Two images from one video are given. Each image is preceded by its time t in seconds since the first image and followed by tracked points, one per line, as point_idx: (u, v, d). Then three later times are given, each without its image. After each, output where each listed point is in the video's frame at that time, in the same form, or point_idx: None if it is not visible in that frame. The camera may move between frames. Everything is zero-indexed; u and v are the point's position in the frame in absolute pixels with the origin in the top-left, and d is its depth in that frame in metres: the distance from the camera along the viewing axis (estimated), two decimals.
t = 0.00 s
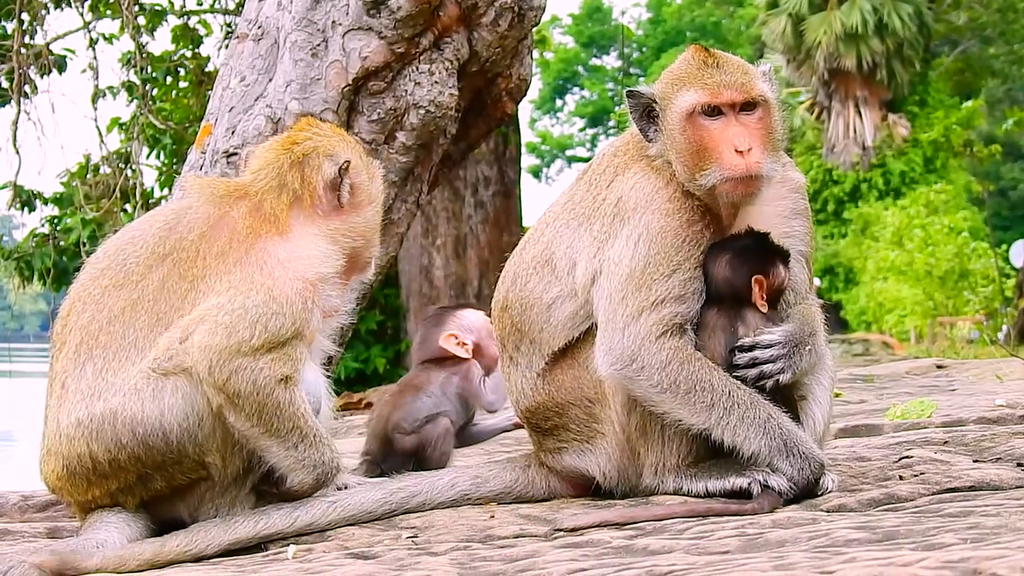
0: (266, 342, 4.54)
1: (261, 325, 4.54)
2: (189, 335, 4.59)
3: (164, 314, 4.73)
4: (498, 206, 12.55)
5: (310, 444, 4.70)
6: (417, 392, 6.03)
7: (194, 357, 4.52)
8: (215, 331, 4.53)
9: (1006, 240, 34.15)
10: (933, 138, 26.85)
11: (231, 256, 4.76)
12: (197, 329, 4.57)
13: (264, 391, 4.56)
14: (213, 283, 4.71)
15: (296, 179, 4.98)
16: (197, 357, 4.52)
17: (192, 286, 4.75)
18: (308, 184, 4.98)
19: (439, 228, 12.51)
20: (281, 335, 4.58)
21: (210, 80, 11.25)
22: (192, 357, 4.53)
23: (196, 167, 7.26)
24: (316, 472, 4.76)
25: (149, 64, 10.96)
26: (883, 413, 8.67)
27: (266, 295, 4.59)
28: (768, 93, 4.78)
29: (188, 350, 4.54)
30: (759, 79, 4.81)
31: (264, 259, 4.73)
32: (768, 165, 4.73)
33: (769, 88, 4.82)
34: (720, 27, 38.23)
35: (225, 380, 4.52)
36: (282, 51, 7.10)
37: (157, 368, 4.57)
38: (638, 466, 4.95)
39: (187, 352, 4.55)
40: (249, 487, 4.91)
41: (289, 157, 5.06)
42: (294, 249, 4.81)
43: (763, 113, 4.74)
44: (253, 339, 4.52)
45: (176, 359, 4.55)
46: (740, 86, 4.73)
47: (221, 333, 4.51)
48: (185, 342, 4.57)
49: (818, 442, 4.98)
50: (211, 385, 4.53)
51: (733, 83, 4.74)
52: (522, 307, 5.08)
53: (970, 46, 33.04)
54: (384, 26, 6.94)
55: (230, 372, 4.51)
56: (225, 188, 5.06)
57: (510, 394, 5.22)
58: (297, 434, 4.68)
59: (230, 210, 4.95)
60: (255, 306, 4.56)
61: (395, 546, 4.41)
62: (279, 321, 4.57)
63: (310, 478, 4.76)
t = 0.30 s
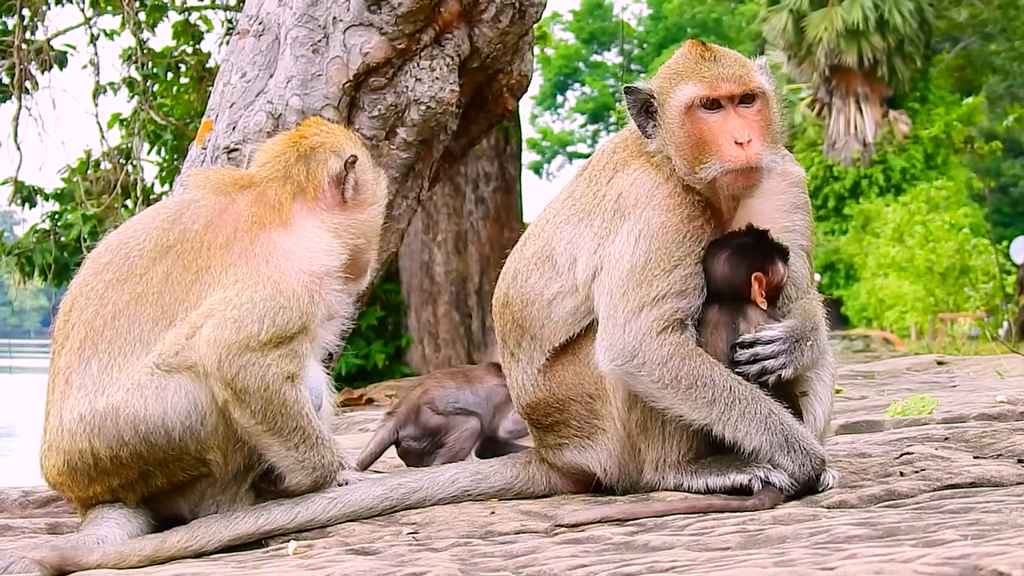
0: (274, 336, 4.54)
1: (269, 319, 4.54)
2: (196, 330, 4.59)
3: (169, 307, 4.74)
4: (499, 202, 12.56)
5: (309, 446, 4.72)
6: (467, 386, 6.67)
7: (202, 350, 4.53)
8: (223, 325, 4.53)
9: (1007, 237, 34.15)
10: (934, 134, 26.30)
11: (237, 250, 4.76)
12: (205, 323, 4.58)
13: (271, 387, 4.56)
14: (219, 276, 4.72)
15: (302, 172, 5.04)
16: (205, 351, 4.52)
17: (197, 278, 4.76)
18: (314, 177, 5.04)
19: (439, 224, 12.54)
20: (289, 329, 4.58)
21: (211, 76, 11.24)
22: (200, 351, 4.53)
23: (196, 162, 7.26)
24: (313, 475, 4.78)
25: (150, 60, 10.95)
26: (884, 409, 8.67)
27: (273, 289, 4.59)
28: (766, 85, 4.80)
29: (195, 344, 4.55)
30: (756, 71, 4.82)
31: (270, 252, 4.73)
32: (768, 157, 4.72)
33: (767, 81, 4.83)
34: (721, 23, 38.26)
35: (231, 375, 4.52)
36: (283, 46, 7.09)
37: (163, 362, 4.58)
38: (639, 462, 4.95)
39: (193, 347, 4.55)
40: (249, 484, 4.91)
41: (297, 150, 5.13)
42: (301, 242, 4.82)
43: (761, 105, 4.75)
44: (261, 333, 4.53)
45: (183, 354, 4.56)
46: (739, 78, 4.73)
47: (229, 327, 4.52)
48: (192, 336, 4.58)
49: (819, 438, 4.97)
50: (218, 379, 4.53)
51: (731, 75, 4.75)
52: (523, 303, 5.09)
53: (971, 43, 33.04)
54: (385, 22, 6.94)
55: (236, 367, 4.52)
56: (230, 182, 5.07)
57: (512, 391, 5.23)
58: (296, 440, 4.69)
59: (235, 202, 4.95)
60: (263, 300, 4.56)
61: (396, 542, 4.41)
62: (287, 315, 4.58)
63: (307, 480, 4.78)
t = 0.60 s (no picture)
0: (271, 335, 4.54)
1: (267, 318, 4.55)
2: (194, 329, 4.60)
3: (168, 303, 4.75)
4: (499, 199, 12.56)
5: (307, 447, 4.74)
6: (486, 389, 6.38)
7: (201, 350, 4.53)
8: (221, 324, 4.53)
9: (1007, 234, 34.16)
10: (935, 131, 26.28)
11: (236, 248, 4.76)
12: (203, 323, 4.58)
13: (270, 386, 4.57)
14: (217, 274, 4.71)
15: (303, 172, 5.05)
16: (203, 351, 4.52)
17: (195, 274, 4.76)
18: (314, 177, 5.05)
19: (440, 221, 12.53)
20: (287, 328, 4.58)
21: (211, 73, 11.24)
22: (198, 350, 4.53)
23: (196, 160, 7.25)
24: (310, 476, 4.80)
25: (151, 57, 10.95)
26: (884, 406, 8.68)
27: (271, 288, 4.59)
28: (757, 80, 4.80)
29: (193, 343, 4.56)
30: (748, 67, 4.83)
31: (269, 250, 4.73)
32: (760, 151, 4.72)
33: (758, 76, 4.84)
34: (722, 21, 38.23)
35: (230, 375, 4.52)
36: (284, 43, 7.08)
37: (162, 361, 4.58)
38: (639, 459, 4.95)
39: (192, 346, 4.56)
40: (249, 482, 4.91)
41: (300, 148, 5.13)
42: (299, 240, 4.82)
43: (753, 100, 4.75)
44: (259, 332, 4.53)
45: (181, 352, 4.56)
46: (729, 74, 4.75)
47: (227, 327, 4.52)
48: (190, 335, 4.58)
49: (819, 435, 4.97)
50: (216, 379, 4.53)
51: (722, 71, 4.75)
52: (523, 302, 5.09)
53: (971, 40, 33.03)
54: (386, 19, 6.96)
55: (235, 367, 4.52)
56: (230, 179, 5.07)
57: (511, 389, 5.24)
58: (293, 441, 4.71)
59: (233, 200, 4.95)
60: (262, 300, 4.56)
61: (397, 539, 4.41)
62: (285, 314, 4.58)
63: (304, 481, 4.80)
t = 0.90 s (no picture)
0: (270, 334, 4.54)
1: (266, 317, 4.54)
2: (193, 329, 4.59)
3: (167, 300, 4.75)
4: (499, 197, 12.54)
5: (304, 448, 4.74)
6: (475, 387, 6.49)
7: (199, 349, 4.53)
8: (221, 324, 4.53)
9: (1007, 233, 34.14)
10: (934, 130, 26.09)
11: (235, 246, 4.76)
12: (202, 323, 4.58)
13: (269, 386, 4.57)
14: (217, 273, 4.71)
15: (304, 172, 5.05)
16: (203, 350, 4.52)
17: (194, 272, 4.76)
18: (315, 177, 5.04)
19: (439, 219, 12.52)
20: (286, 328, 4.58)
21: (211, 71, 11.23)
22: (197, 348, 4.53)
23: (196, 158, 7.24)
24: (308, 476, 4.80)
25: (150, 56, 10.94)
26: (884, 405, 8.67)
27: (270, 288, 4.59)
28: (770, 91, 4.82)
29: (192, 342, 4.55)
30: (761, 76, 4.84)
31: (268, 250, 4.73)
32: (769, 163, 4.74)
33: (770, 86, 4.85)
34: (721, 19, 38.21)
35: (229, 375, 4.52)
36: (283, 42, 7.08)
37: (161, 359, 4.58)
38: (638, 458, 4.95)
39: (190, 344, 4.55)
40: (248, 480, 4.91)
41: (301, 149, 5.12)
42: (299, 240, 4.82)
43: (765, 109, 4.76)
44: (257, 332, 4.52)
45: (180, 350, 4.56)
46: (745, 83, 4.75)
47: (226, 327, 4.52)
48: (189, 334, 4.58)
49: (818, 433, 4.98)
50: (215, 378, 4.53)
51: (737, 78, 4.76)
52: (522, 301, 5.08)
53: (971, 38, 33.02)
54: (385, 17, 6.95)
55: (234, 367, 4.52)
56: (231, 178, 5.06)
57: (510, 388, 5.23)
58: (291, 442, 4.72)
59: (232, 198, 4.96)
60: (260, 300, 4.56)
61: (396, 538, 4.41)
62: (284, 314, 4.57)
63: (302, 481, 4.81)
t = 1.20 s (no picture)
0: (270, 333, 4.55)
1: (265, 317, 4.55)
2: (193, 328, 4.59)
3: (165, 300, 4.74)
4: (498, 196, 12.50)
5: (304, 448, 4.74)
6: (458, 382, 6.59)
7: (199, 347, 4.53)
8: (220, 324, 4.53)
9: (1007, 232, 34.15)
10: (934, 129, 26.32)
11: (235, 245, 4.76)
12: (201, 322, 4.57)
13: (269, 385, 4.57)
14: (216, 273, 4.71)
15: (303, 172, 5.05)
16: (202, 349, 4.52)
17: (192, 272, 4.76)
18: (314, 177, 5.04)
19: (439, 219, 12.51)
20: (285, 328, 4.58)
21: (210, 71, 11.23)
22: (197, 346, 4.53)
23: (196, 157, 7.23)
24: (307, 476, 4.79)
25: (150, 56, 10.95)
26: (883, 404, 8.68)
27: (269, 288, 4.59)
28: (778, 103, 4.81)
29: (192, 341, 4.56)
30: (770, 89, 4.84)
31: (267, 249, 4.74)
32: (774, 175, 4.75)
33: (779, 99, 4.84)
34: (720, 18, 38.20)
35: (229, 374, 4.52)
36: (283, 41, 7.08)
37: (160, 359, 4.58)
38: (638, 457, 4.95)
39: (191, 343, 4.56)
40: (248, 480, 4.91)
41: (300, 149, 5.13)
42: (297, 239, 4.83)
43: (772, 122, 4.75)
44: (257, 331, 4.53)
45: (179, 350, 4.56)
46: (754, 94, 4.75)
47: (225, 326, 4.52)
48: (189, 334, 4.58)
49: (818, 433, 4.98)
50: (215, 378, 4.53)
51: (747, 90, 4.75)
52: (522, 300, 5.08)
53: (970, 37, 33.07)
54: (385, 17, 6.96)
55: (234, 366, 4.51)
56: (230, 178, 5.07)
57: (510, 388, 5.24)
58: (291, 442, 4.71)
59: (231, 198, 4.96)
60: (260, 300, 4.56)
61: (396, 538, 4.41)
62: (282, 313, 4.58)
63: (301, 481, 4.81)
